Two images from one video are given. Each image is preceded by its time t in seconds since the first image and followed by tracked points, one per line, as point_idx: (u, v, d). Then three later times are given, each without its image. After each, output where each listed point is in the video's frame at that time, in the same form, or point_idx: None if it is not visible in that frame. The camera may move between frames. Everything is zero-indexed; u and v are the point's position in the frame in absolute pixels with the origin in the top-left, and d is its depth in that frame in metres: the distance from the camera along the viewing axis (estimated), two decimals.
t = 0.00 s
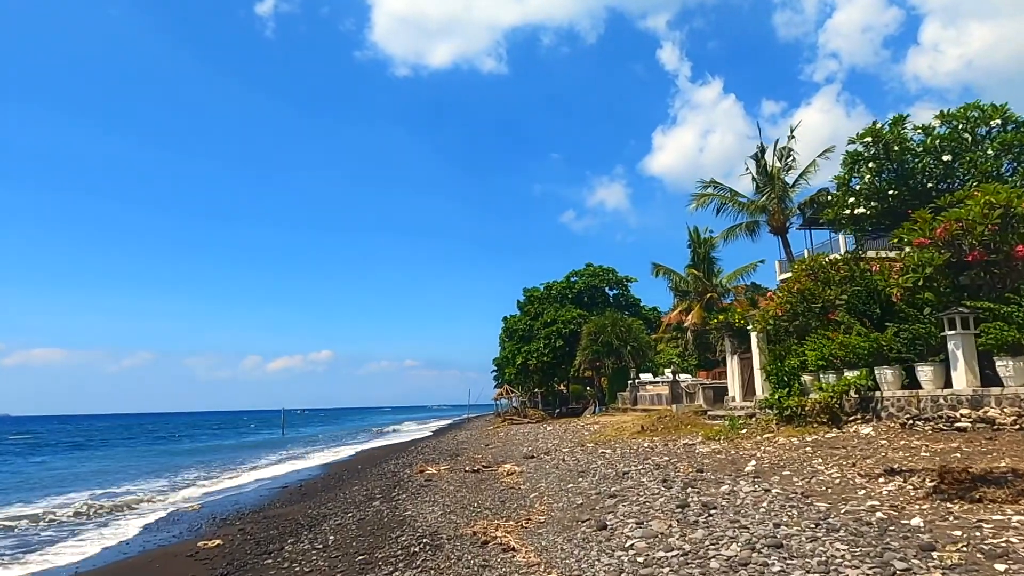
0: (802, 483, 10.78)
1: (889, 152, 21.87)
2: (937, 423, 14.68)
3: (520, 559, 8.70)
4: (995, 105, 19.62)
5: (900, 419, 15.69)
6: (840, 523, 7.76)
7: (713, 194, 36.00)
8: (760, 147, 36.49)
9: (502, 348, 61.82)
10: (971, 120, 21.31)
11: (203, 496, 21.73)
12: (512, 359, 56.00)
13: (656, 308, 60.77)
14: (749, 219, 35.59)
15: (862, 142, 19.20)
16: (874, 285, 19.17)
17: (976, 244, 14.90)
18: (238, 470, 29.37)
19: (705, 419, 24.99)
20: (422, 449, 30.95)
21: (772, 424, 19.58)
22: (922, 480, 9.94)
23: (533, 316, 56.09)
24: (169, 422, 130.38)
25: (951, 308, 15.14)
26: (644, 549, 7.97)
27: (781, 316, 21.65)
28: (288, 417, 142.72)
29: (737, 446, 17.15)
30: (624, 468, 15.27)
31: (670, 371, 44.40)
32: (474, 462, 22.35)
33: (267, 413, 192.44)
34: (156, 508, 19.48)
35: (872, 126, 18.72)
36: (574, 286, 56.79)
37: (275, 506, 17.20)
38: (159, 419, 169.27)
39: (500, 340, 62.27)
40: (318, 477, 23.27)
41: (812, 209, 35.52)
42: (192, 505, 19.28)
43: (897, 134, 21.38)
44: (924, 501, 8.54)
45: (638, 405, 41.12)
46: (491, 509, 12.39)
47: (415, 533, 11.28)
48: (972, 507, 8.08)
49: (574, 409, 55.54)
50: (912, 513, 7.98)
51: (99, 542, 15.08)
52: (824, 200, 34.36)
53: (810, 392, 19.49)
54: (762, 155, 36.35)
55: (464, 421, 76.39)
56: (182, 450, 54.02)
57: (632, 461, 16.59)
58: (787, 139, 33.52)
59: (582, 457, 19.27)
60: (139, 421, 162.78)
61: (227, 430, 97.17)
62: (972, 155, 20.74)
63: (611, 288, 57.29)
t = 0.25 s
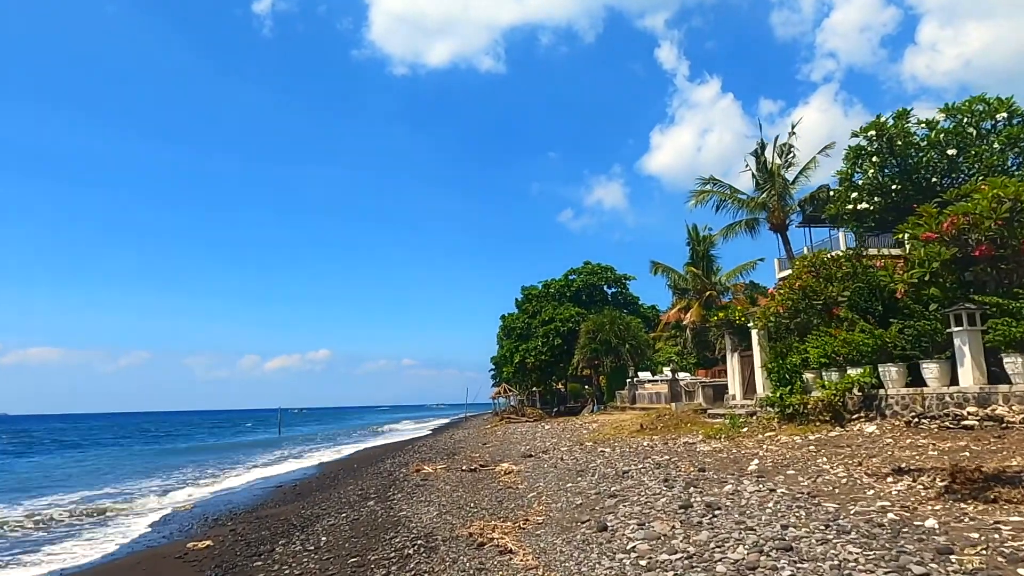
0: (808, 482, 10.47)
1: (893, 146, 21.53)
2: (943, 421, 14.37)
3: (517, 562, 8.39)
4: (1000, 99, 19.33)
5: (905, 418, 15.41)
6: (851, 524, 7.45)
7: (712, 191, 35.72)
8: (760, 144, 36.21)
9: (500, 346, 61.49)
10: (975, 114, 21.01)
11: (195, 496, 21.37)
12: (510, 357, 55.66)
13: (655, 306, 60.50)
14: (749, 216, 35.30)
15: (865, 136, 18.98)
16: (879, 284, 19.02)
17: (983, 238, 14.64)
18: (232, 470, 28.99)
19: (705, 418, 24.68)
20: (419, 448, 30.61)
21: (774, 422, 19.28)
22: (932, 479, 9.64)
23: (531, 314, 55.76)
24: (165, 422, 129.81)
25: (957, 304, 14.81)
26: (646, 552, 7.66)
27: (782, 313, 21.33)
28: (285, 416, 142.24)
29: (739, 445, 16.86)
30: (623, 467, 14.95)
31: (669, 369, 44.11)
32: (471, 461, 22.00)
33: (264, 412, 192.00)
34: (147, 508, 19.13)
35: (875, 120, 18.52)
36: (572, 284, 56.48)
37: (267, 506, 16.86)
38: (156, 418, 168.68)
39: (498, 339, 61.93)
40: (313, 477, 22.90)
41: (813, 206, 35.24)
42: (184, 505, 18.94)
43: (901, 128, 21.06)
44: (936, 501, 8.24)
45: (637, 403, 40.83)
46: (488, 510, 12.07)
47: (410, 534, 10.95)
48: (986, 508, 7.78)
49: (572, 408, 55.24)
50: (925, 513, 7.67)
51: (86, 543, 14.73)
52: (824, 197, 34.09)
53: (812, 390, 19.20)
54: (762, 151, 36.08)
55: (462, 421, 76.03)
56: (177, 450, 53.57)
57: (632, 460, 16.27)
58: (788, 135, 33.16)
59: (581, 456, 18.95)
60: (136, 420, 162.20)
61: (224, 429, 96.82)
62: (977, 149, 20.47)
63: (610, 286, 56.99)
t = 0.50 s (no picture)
0: (815, 482, 10.10)
1: (897, 140, 21.22)
2: (951, 420, 14.03)
3: (513, 565, 8.02)
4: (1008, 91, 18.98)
5: (911, 416, 15.07)
6: (864, 527, 7.09)
7: (713, 187, 35.38)
8: (761, 140, 35.86)
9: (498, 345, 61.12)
10: (982, 107, 20.67)
11: (186, 495, 20.98)
12: (508, 356, 55.29)
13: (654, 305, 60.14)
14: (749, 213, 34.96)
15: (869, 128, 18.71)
16: (882, 282, 18.61)
17: (993, 232, 14.26)
18: (226, 470, 28.58)
19: (705, 416, 24.34)
20: (415, 447, 30.24)
21: (776, 421, 18.93)
22: (945, 479, 9.27)
23: (530, 313, 55.40)
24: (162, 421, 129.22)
25: (966, 300, 14.46)
26: (649, 555, 7.30)
27: (784, 310, 20.98)
28: (282, 416, 141.73)
29: (741, 444, 16.50)
30: (623, 466, 14.58)
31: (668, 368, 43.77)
32: (468, 460, 21.62)
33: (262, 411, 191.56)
34: (137, 507, 18.73)
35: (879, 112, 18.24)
36: (571, 282, 56.13)
37: (259, 506, 16.48)
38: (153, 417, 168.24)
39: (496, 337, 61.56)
40: (307, 476, 22.51)
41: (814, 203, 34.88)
42: (174, 505, 18.54)
43: (906, 121, 20.72)
44: (951, 502, 7.88)
45: (636, 402, 40.49)
46: (484, 510, 11.70)
47: (402, 536, 10.58)
48: (1005, 509, 7.42)
49: (570, 407, 54.88)
50: (941, 515, 7.31)
51: (70, 544, 14.32)
52: (826, 193, 33.74)
53: (815, 388, 18.86)
54: (763, 148, 35.73)
55: (460, 420, 75.65)
56: (172, 449, 53.08)
57: (632, 459, 15.90)
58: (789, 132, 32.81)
59: (580, 455, 18.58)
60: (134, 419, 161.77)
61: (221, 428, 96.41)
62: (985, 143, 20.13)
63: (609, 285, 56.63)
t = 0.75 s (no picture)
0: (832, 488, 9.71)
1: (908, 137, 20.91)
2: (968, 423, 13.67)
3: None
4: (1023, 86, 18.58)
5: (925, 419, 14.69)
6: (891, 539, 6.68)
7: (717, 186, 34.99)
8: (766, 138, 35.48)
9: (500, 345, 60.76)
10: (996, 102, 20.25)
11: (183, 497, 20.61)
12: (509, 356, 54.92)
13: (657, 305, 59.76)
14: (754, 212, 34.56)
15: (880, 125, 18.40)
16: (892, 281, 18.35)
17: (1011, 229, 13.85)
18: (225, 471, 28.22)
19: (710, 418, 23.94)
20: (416, 449, 29.84)
21: (785, 423, 18.54)
22: (969, 486, 8.86)
23: (532, 312, 55.03)
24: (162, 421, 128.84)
25: (981, 300, 14.11)
26: (662, 568, 6.90)
27: (792, 310, 20.58)
28: (282, 416, 141.35)
29: (749, 447, 16.10)
30: (630, 470, 14.19)
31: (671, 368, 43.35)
32: (469, 463, 21.24)
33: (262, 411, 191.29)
34: (132, 509, 18.38)
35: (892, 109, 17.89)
36: (573, 282, 55.76)
37: (255, 510, 16.08)
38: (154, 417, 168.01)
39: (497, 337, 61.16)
40: (306, 479, 22.12)
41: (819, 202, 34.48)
42: (171, 508, 18.18)
43: (918, 117, 20.37)
44: (979, 512, 7.47)
45: (639, 403, 40.09)
46: (487, 516, 11.31)
47: (402, 543, 10.19)
48: None
49: (572, 408, 54.46)
50: (971, 526, 6.91)
51: (61, 549, 13.94)
52: (832, 192, 33.35)
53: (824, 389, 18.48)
54: (768, 146, 35.35)
55: (460, 421, 75.23)
56: (171, 450, 52.70)
57: (638, 462, 15.50)
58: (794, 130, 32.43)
59: (584, 458, 18.20)
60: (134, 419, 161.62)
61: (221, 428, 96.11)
62: (999, 138, 19.75)
63: (611, 284, 56.26)
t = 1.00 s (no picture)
0: (857, 493, 9.34)
1: (925, 131, 20.50)
2: (990, 425, 13.33)
3: None
4: None
5: (944, 421, 14.34)
6: (928, 549, 6.32)
7: (724, 184, 34.63)
8: (774, 136, 35.07)
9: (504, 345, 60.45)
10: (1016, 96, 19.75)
11: (184, 498, 20.32)
12: (513, 356, 54.60)
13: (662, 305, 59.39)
14: (762, 210, 34.16)
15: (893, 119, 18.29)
16: (912, 277, 17.94)
17: None
18: (228, 472, 27.94)
19: (719, 419, 23.57)
20: (420, 450, 29.52)
21: (797, 424, 18.18)
22: (1002, 491, 8.48)
23: (536, 312, 54.71)
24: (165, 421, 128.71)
25: (1002, 298, 13.90)
26: None
27: (803, 309, 20.19)
28: (285, 416, 141.15)
29: (763, 449, 15.74)
30: (641, 473, 13.84)
31: (677, 369, 42.97)
32: (475, 464, 20.89)
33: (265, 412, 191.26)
34: (133, 511, 18.10)
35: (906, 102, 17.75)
36: (578, 282, 55.42)
37: (258, 513, 15.77)
38: (157, 417, 168.13)
39: (501, 337, 60.80)
40: (309, 481, 21.78)
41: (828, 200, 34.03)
42: (172, 509, 17.89)
43: (934, 111, 19.99)
44: (1018, 520, 7.10)
45: (645, 404, 39.74)
46: (496, 521, 10.97)
47: (409, 549, 9.85)
48: None
49: (576, 408, 54.10)
50: (1012, 535, 6.54)
51: (59, 551, 13.63)
52: (841, 190, 32.92)
53: (838, 390, 18.11)
54: (776, 144, 34.98)
55: (464, 421, 74.87)
56: (174, 450, 52.47)
57: (649, 465, 15.15)
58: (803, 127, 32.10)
59: (592, 460, 17.86)
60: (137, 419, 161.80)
61: (224, 429, 96.02)
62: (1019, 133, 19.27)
63: (616, 284, 55.88)
